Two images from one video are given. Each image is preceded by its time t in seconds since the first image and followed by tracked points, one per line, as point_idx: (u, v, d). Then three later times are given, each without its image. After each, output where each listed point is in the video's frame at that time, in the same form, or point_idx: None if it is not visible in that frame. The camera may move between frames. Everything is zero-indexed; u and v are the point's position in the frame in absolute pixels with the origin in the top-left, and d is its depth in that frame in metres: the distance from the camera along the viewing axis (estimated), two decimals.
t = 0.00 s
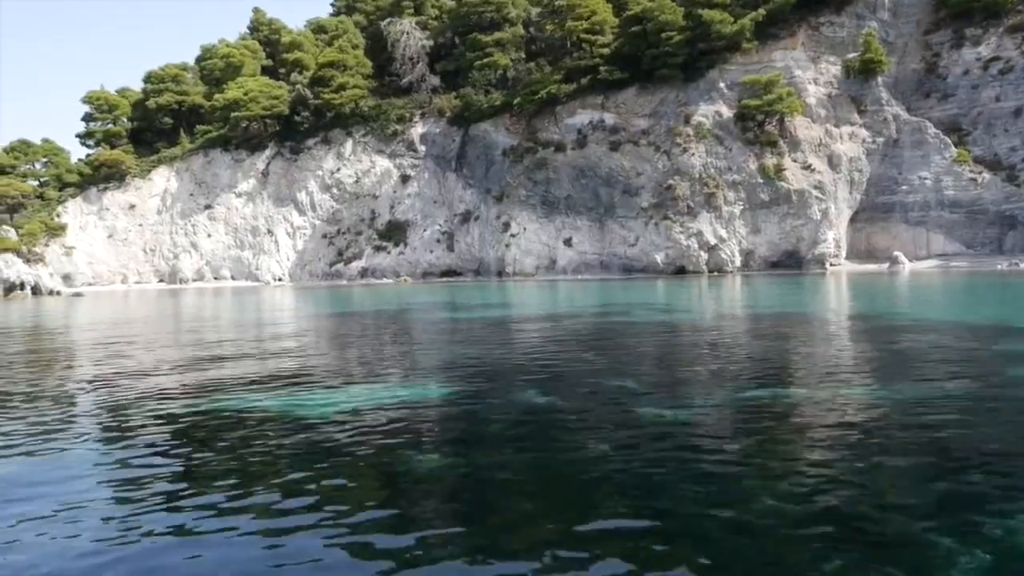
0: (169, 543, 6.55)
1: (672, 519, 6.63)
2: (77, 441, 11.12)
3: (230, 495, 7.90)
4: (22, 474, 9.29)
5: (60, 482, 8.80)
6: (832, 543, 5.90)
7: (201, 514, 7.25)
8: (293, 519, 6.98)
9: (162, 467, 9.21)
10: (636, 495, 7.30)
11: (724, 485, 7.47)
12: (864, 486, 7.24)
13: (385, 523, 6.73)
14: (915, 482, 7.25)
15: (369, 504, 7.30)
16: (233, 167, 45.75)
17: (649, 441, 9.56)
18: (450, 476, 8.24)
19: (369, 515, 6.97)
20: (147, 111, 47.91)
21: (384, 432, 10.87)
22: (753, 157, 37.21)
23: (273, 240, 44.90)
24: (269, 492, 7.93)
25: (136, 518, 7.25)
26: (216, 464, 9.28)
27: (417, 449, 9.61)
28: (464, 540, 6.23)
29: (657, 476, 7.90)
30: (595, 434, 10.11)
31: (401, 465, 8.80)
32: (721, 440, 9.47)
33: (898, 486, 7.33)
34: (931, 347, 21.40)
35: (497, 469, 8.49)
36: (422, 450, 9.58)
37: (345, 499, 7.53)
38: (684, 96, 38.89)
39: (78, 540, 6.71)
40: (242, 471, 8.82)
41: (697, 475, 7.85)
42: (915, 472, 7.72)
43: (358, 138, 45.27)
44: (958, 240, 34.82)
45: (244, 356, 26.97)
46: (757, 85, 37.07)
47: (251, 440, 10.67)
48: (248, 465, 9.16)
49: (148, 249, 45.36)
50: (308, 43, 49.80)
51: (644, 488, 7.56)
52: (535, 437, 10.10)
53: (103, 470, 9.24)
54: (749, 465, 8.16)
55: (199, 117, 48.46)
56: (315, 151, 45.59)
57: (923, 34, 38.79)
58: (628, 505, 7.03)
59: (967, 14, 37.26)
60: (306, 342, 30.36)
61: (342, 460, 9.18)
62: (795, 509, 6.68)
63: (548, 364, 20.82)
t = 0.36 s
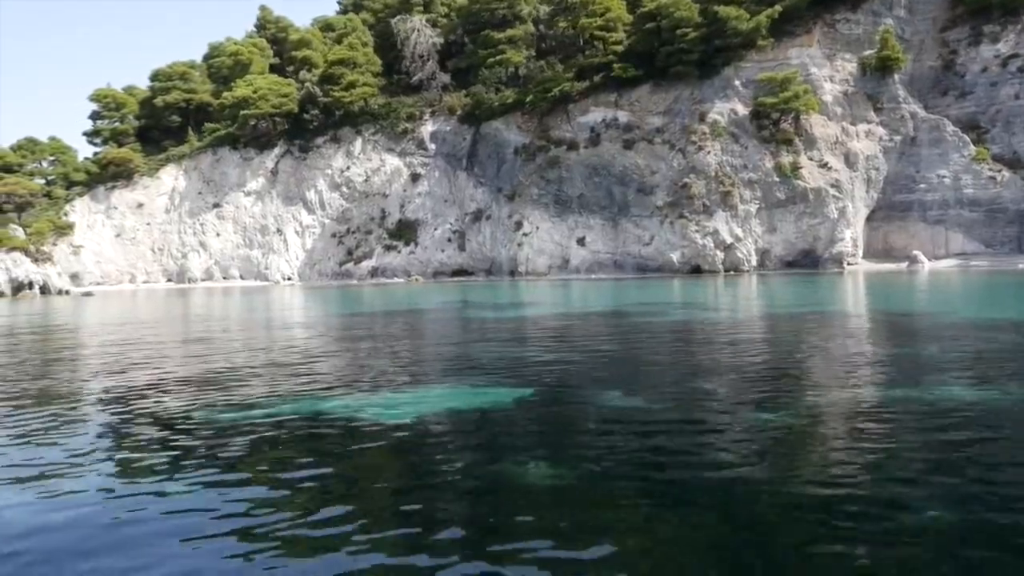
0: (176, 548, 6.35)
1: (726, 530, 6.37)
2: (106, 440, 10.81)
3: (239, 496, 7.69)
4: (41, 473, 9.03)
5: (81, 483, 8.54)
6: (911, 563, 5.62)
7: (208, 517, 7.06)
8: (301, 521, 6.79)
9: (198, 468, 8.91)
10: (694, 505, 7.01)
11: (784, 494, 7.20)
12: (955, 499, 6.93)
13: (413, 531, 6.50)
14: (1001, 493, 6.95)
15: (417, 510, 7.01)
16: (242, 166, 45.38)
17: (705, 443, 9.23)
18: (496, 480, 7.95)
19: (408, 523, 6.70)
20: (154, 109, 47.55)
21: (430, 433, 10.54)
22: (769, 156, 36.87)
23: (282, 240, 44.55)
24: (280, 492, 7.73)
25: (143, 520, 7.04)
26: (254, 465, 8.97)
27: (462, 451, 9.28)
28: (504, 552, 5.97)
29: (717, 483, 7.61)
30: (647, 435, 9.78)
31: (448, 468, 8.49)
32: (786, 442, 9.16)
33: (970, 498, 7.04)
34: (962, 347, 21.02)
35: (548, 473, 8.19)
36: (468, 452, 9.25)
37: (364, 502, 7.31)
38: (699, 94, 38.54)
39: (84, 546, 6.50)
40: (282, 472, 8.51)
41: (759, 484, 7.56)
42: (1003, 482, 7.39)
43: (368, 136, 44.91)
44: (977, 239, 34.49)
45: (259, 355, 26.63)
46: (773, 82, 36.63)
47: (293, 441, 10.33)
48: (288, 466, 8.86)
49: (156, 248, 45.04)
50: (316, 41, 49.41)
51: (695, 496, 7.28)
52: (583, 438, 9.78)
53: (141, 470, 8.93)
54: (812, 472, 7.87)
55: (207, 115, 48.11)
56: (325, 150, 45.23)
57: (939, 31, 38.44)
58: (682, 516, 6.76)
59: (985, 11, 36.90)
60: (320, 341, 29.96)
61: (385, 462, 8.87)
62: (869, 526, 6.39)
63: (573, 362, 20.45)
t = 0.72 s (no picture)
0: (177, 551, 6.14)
1: (747, 533, 6.16)
2: (139, 438, 10.47)
3: (236, 496, 7.49)
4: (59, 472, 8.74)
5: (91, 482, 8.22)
6: (956, 564, 5.45)
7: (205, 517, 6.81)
8: (298, 522, 6.61)
9: (237, 467, 8.61)
10: (775, 505, 6.69)
11: (808, 491, 7.02)
12: None
13: (422, 530, 6.32)
14: None
15: (435, 510, 6.79)
16: (250, 164, 45.04)
17: (773, 439, 8.93)
18: (511, 477, 7.74)
19: (476, 526, 6.38)
20: (162, 107, 47.22)
21: (482, 430, 10.23)
22: (785, 153, 36.57)
23: (291, 239, 44.25)
24: (274, 493, 7.52)
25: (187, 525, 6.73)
26: (296, 464, 8.67)
27: (515, 449, 8.97)
28: (521, 555, 5.75)
29: (751, 480, 7.38)
30: (702, 432, 9.47)
31: (511, 467, 8.18)
32: (858, 439, 8.85)
33: None
34: (994, 345, 20.70)
35: (588, 471, 7.92)
36: (524, 450, 8.92)
37: (363, 503, 7.10)
38: (714, 91, 38.25)
39: (80, 550, 6.24)
40: (328, 472, 8.20)
41: (825, 480, 7.23)
42: None
43: (378, 134, 44.57)
44: (995, 237, 34.20)
45: (275, 353, 26.34)
46: (789, 80, 36.08)
47: (342, 438, 10.03)
48: (328, 465, 8.55)
49: (164, 247, 44.74)
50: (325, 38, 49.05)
51: (717, 493, 7.08)
52: (638, 434, 9.45)
53: (193, 468, 8.62)
54: (878, 469, 7.58)
55: (215, 113, 47.79)
56: (334, 148, 44.89)
57: (955, 28, 38.15)
58: (700, 514, 6.56)
59: (1002, 7, 36.61)
60: (334, 340, 29.62)
61: (433, 460, 8.56)
62: (911, 523, 6.20)
63: (599, 359, 20.16)
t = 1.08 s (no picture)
0: (173, 546, 5.93)
1: (821, 529, 5.88)
2: (172, 433, 10.15)
3: (232, 492, 7.26)
4: (82, 467, 8.44)
5: (91, 478, 7.96)
6: None
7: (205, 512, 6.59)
8: (369, 520, 6.27)
9: (286, 462, 8.29)
10: (872, 501, 6.38)
11: (902, 489, 6.71)
12: None
13: (428, 526, 6.10)
14: None
15: (513, 508, 6.47)
16: (259, 162, 44.70)
17: (844, 435, 8.63)
18: (528, 474, 7.48)
19: (561, 524, 6.05)
20: (169, 105, 46.91)
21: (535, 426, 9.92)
22: (801, 152, 36.28)
23: (300, 238, 43.97)
24: (292, 490, 7.27)
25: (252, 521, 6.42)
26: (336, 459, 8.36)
27: (570, 446, 8.65)
28: (617, 556, 5.42)
29: (785, 476, 7.12)
30: (765, 429, 9.13)
31: (579, 464, 7.87)
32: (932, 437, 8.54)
33: None
34: None
35: (621, 468, 7.65)
36: (579, 447, 8.62)
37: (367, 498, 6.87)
38: (729, 89, 37.95)
39: (122, 547, 5.94)
40: (373, 468, 7.91)
41: (916, 478, 6.93)
42: None
43: (388, 133, 44.24)
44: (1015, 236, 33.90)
45: (291, 352, 26.07)
46: (805, 77, 35.83)
47: (391, 434, 9.73)
48: (368, 461, 8.26)
49: (172, 246, 44.46)
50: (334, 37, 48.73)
51: (803, 489, 6.76)
52: (700, 431, 9.15)
53: (245, 464, 8.32)
54: (966, 468, 7.26)
55: (224, 111, 47.49)
56: (344, 146, 44.56)
57: (971, 25, 37.86)
58: (793, 511, 6.24)
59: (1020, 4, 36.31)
60: (348, 339, 29.27)
61: (482, 457, 8.25)
62: (952, 518, 5.97)
63: (625, 357, 19.87)
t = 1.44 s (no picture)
0: (247, 553, 5.63)
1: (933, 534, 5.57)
2: (215, 432, 9.88)
3: (293, 494, 6.96)
4: (122, 468, 8.14)
5: (144, 480, 7.67)
6: None
7: (225, 515, 6.38)
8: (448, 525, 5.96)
9: (345, 463, 8.00)
10: (978, 505, 6.07)
11: (1004, 490, 6.41)
12: None
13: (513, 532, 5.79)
14: None
15: (598, 512, 6.18)
16: (268, 161, 44.37)
17: (921, 435, 8.31)
18: (603, 475, 7.18)
19: (656, 530, 5.75)
20: (177, 104, 46.60)
21: (591, 427, 9.60)
22: (817, 150, 35.98)
23: (310, 236, 43.63)
24: (357, 492, 6.97)
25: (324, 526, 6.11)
26: (383, 460, 8.07)
27: (631, 446, 8.36)
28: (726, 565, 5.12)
29: (838, 476, 6.87)
30: (834, 428, 8.83)
31: (653, 465, 7.56)
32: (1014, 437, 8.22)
33: None
34: None
35: (698, 469, 7.36)
36: (645, 448, 8.32)
37: (396, 501, 6.64)
38: (743, 87, 37.62)
39: (193, 555, 5.63)
40: (426, 468, 7.62)
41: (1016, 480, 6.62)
42: None
43: (398, 131, 43.86)
44: None
45: (307, 352, 25.76)
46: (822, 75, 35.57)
47: (444, 434, 9.41)
48: (424, 462, 7.96)
49: (180, 245, 44.21)
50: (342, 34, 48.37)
51: (899, 491, 6.45)
52: (766, 431, 8.84)
53: (302, 465, 8.02)
54: None
55: (232, 109, 47.14)
56: (353, 144, 44.18)
57: (988, 21, 37.50)
58: (896, 514, 5.94)
59: None
60: (363, 339, 28.95)
61: (539, 457, 7.95)
62: None
63: (653, 355, 19.58)
